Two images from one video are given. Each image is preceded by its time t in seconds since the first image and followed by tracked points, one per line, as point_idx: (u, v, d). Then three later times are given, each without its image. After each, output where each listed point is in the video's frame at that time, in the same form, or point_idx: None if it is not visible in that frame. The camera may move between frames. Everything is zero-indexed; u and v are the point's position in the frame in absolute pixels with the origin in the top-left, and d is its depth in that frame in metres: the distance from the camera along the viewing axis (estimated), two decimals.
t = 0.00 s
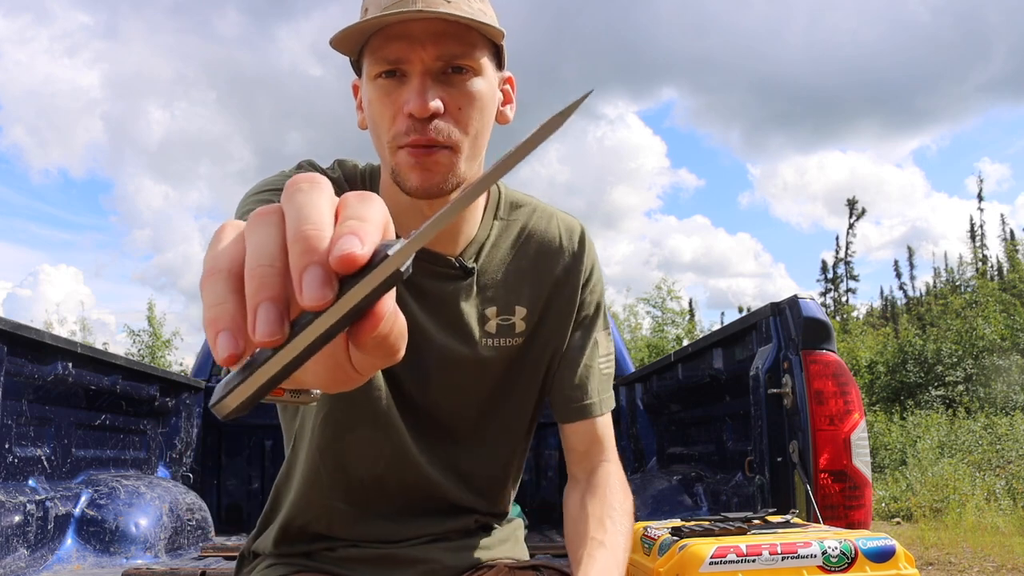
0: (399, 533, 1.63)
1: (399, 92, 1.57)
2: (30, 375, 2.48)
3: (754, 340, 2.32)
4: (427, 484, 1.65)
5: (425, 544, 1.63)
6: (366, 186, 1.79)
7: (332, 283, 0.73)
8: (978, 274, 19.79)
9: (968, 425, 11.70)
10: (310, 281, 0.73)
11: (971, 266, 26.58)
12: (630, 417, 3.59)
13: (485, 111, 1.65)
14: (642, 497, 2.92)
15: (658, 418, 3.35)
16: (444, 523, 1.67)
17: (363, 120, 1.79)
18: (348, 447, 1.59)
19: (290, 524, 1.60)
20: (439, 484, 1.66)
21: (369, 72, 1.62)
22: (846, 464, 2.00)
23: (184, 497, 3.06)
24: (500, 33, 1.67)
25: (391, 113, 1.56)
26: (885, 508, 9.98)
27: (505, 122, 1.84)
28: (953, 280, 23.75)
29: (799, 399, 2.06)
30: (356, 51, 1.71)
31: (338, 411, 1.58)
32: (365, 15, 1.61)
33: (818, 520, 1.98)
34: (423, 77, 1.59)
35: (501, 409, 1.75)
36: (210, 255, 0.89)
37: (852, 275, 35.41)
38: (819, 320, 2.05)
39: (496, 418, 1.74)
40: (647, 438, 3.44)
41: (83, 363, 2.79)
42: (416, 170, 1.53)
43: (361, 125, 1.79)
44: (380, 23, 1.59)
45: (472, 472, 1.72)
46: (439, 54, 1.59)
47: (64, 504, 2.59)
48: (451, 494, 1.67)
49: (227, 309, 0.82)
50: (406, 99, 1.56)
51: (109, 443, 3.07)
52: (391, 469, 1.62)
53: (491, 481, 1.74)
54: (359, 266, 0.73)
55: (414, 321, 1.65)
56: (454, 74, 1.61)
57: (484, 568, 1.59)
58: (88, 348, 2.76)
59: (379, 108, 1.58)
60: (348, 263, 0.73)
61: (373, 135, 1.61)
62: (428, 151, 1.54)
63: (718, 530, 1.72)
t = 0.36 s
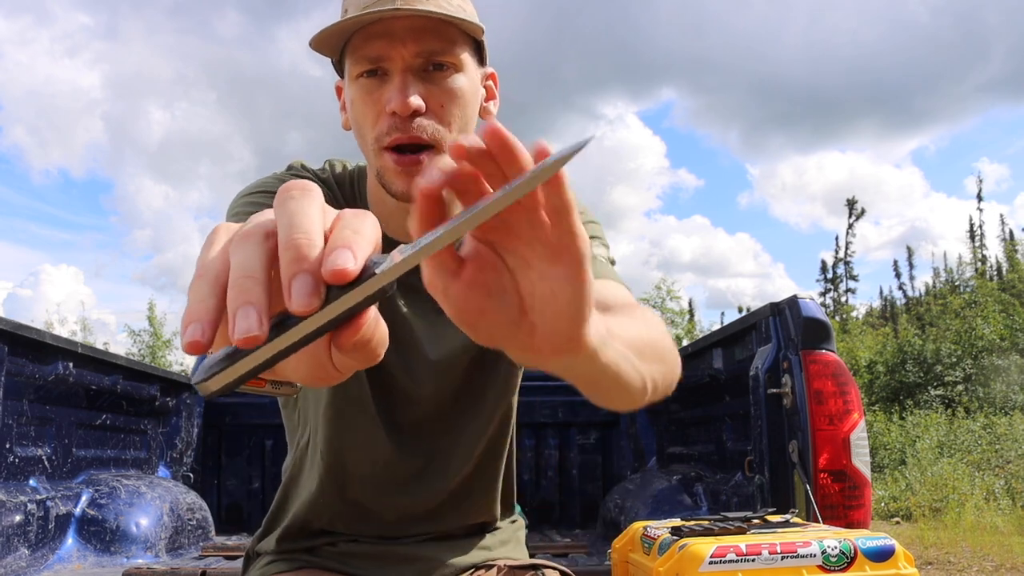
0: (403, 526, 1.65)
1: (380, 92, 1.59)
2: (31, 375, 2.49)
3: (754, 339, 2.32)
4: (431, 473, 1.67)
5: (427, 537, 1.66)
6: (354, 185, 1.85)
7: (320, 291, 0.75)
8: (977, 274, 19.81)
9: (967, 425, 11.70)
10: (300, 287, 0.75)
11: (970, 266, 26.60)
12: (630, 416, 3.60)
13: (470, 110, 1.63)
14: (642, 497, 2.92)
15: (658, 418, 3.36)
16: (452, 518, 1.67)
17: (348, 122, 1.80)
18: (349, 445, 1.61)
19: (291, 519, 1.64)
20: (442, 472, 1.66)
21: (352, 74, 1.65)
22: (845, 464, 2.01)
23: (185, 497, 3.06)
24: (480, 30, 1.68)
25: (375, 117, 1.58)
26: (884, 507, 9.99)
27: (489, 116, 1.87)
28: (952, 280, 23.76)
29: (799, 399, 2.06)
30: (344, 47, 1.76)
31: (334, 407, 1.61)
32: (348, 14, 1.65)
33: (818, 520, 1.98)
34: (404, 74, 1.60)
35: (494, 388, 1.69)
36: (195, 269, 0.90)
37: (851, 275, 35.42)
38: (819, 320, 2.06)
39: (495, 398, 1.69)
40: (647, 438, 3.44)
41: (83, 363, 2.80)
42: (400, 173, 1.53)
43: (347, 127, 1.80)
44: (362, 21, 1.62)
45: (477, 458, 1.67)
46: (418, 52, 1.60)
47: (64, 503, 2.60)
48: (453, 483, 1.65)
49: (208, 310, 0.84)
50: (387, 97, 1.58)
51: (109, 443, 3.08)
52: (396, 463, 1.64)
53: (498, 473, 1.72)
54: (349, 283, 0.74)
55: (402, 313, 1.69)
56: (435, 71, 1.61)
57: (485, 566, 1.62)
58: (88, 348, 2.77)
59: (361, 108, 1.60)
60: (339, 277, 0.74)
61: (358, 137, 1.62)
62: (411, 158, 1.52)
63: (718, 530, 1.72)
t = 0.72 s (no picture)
0: (400, 530, 1.66)
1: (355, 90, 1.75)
2: (33, 374, 2.50)
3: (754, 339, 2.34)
4: (421, 472, 1.69)
5: (428, 539, 1.69)
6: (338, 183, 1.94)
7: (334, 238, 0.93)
8: (976, 274, 19.84)
9: (965, 425, 11.73)
10: (316, 233, 0.93)
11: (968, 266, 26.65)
12: (630, 416, 3.61)
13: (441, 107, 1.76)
14: (641, 496, 2.94)
15: (657, 418, 3.37)
16: (451, 518, 1.68)
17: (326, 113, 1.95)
18: (338, 450, 1.66)
19: (283, 525, 1.67)
20: (433, 471, 1.68)
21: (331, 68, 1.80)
22: (843, 464, 2.03)
23: (187, 496, 3.08)
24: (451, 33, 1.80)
25: (348, 115, 1.74)
26: (883, 507, 10.01)
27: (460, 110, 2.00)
28: (950, 280, 23.81)
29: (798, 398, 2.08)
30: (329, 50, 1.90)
31: (315, 414, 1.66)
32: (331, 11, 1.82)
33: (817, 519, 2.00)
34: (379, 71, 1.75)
35: (473, 380, 1.73)
36: (187, 227, 1.04)
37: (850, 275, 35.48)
38: (818, 320, 2.08)
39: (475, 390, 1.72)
40: (647, 438, 3.45)
41: (86, 363, 2.82)
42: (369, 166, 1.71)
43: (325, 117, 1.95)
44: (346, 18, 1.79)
45: (466, 454, 1.69)
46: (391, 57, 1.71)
47: (67, 502, 2.61)
48: (447, 480, 1.66)
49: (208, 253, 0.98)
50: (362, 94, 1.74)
51: (111, 442, 3.09)
52: (387, 464, 1.69)
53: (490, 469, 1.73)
54: (369, 236, 0.92)
55: (373, 320, 1.73)
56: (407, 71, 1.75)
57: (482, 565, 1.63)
58: (90, 348, 2.79)
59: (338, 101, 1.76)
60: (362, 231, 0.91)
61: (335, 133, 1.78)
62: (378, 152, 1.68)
63: (718, 530, 1.74)
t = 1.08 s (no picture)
0: (398, 531, 1.66)
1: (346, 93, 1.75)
2: (34, 374, 2.50)
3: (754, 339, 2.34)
4: (418, 473, 1.69)
5: (427, 539, 1.69)
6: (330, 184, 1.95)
7: (348, 256, 0.94)
8: (976, 274, 19.84)
9: (965, 425, 11.73)
10: (334, 253, 0.94)
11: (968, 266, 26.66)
12: (630, 416, 3.61)
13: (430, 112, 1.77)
14: (641, 496, 2.94)
15: (657, 418, 3.37)
16: (449, 519, 1.67)
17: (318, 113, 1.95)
18: (334, 453, 1.67)
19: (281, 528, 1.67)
20: (429, 473, 1.68)
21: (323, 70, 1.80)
22: (843, 464, 2.03)
23: (187, 497, 3.08)
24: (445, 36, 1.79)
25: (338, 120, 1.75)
26: (882, 506, 10.02)
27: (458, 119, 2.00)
28: (950, 280, 23.82)
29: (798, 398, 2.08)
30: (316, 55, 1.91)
31: (310, 417, 1.67)
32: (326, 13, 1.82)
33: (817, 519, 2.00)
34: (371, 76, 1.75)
35: (468, 379, 1.73)
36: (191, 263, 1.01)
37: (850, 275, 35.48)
38: (819, 321, 2.08)
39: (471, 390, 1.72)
40: (647, 438, 3.45)
41: (86, 363, 2.82)
42: (361, 174, 1.72)
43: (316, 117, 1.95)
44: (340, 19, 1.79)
45: (462, 454, 1.69)
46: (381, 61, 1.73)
47: (67, 502, 2.61)
48: (443, 481, 1.66)
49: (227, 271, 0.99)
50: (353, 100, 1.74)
51: (112, 442, 3.09)
52: (383, 466, 1.69)
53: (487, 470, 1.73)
54: (381, 255, 0.92)
55: (365, 323, 1.73)
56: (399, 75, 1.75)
57: (482, 564, 1.63)
58: (90, 348, 2.79)
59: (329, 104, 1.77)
60: (379, 248, 0.92)
61: (324, 138, 1.79)
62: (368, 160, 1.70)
63: (718, 530, 1.74)
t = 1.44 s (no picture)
0: (398, 532, 1.66)
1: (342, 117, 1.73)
2: (34, 374, 2.50)
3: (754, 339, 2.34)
4: (419, 473, 1.69)
5: (427, 539, 1.69)
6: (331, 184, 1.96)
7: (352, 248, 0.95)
8: (976, 274, 19.85)
9: (965, 425, 11.73)
10: (337, 247, 0.95)
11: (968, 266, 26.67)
12: (630, 416, 3.61)
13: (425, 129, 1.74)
14: (641, 496, 2.94)
15: (657, 418, 3.37)
16: (450, 519, 1.67)
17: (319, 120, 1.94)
18: (334, 455, 1.66)
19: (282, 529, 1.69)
20: (430, 473, 1.68)
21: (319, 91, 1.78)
22: (843, 464, 2.03)
23: (187, 497, 3.08)
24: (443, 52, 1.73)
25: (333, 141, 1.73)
26: (882, 506, 10.01)
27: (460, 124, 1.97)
28: (950, 280, 23.82)
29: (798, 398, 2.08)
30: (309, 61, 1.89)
31: (310, 419, 1.68)
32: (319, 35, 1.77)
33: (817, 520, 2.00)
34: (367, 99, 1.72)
35: (468, 380, 1.73)
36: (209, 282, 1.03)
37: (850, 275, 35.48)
38: (819, 321, 2.08)
39: (471, 390, 1.72)
40: (647, 438, 3.45)
41: (86, 363, 2.82)
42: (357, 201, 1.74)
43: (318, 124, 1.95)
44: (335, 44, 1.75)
45: (463, 454, 1.69)
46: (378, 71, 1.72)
47: (67, 502, 2.61)
48: (444, 482, 1.66)
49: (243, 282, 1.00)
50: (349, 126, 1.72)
51: (112, 442, 3.09)
52: (383, 468, 1.69)
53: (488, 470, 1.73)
54: (381, 240, 0.93)
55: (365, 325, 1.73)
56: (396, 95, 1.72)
57: (482, 564, 1.64)
58: (90, 348, 2.80)
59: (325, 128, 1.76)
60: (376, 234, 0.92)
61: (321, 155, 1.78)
62: (365, 188, 1.70)
63: (718, 530, 1.74)
